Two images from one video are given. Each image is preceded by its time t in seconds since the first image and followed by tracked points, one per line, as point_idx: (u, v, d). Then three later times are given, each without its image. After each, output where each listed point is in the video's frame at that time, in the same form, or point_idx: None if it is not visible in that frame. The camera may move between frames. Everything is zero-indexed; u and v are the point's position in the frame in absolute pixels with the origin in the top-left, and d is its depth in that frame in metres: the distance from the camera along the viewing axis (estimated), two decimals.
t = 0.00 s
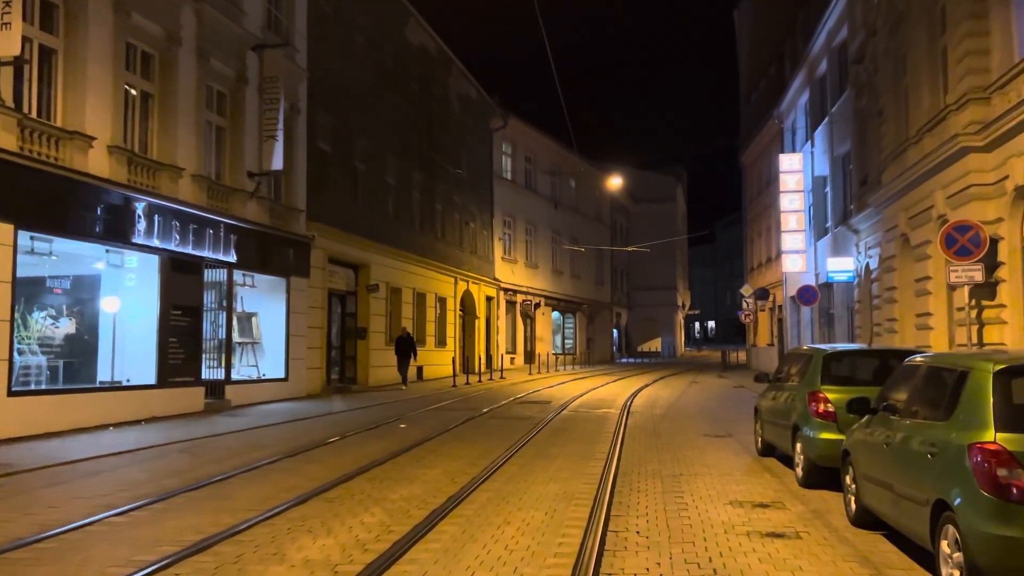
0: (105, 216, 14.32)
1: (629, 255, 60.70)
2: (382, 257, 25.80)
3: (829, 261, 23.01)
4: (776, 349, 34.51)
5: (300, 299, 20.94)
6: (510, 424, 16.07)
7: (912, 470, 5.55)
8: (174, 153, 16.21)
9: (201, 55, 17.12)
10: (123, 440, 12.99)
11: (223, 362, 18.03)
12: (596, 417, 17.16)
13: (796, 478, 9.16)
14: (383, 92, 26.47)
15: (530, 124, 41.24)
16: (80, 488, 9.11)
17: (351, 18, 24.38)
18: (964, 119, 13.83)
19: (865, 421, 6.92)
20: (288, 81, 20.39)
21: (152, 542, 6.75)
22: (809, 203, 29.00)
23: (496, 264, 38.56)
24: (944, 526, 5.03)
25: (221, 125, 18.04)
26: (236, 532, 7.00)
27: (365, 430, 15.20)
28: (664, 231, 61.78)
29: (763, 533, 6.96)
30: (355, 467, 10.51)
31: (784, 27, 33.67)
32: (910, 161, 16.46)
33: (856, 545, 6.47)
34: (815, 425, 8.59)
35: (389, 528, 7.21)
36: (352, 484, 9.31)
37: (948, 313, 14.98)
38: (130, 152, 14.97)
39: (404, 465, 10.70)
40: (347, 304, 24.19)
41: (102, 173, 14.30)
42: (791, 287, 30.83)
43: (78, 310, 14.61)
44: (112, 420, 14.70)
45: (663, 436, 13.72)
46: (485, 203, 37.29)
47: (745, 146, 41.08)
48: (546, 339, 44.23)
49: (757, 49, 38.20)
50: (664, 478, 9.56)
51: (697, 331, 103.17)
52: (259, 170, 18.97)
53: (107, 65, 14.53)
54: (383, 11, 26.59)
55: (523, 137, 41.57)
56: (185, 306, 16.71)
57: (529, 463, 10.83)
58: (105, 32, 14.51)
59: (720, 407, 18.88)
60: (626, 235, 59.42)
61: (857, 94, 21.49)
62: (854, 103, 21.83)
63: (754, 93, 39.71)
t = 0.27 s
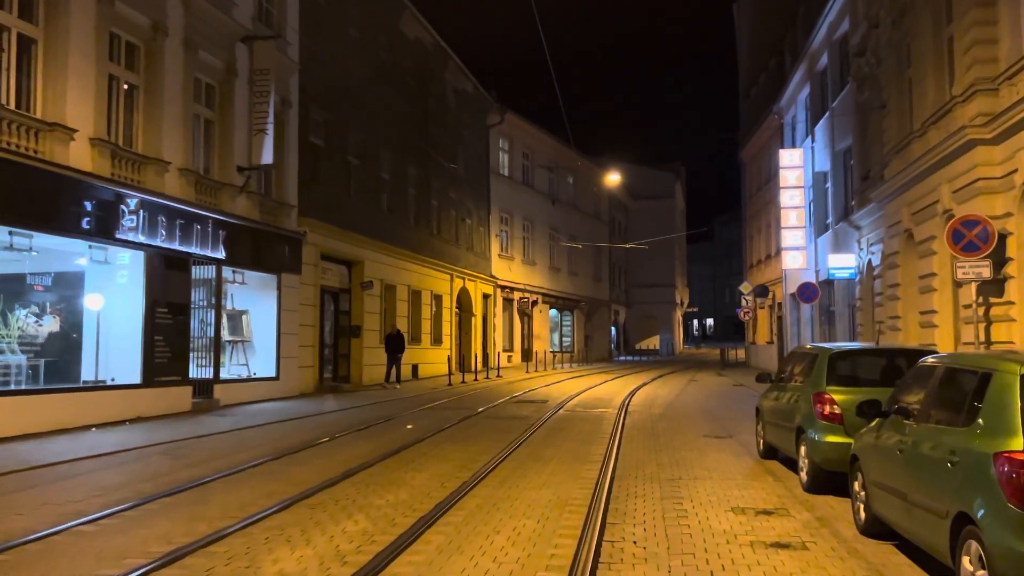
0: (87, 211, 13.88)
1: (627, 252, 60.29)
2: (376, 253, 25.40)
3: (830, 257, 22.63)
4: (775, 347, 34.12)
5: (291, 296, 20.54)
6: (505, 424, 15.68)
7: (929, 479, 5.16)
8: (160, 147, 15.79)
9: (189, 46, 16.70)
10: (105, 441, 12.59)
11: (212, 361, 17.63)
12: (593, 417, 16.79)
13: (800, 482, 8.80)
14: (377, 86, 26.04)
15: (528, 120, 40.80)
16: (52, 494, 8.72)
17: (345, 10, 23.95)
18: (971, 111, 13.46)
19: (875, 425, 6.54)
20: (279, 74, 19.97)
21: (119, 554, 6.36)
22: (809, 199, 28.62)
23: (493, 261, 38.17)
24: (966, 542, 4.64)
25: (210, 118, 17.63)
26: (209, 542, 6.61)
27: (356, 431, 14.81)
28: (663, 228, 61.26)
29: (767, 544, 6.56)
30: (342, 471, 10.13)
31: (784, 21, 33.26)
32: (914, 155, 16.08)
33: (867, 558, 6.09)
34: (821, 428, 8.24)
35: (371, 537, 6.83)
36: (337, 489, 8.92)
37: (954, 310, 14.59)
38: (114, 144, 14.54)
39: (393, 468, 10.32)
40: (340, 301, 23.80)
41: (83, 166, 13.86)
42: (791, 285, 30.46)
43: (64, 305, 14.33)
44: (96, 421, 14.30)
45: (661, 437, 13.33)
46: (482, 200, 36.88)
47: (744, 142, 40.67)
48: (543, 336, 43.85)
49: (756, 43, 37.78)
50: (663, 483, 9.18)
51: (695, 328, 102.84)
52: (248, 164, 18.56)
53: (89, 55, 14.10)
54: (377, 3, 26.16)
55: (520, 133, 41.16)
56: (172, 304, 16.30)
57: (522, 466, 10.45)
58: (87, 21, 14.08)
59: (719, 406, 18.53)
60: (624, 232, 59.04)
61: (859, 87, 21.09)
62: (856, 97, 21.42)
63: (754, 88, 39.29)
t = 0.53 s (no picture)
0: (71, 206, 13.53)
1: (625, 249, 59.94)
2: (370, 250, 25.03)
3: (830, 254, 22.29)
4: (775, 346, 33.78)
5: (283, 294, 20.19)
6: (500, 425, 15.33)
7: (946, 488, 4.81)
8: (146, 141, 15.42)
9: (176, 38, 16.32)
10: (87, 442, 12.22)
11: (201, 359, 17.27)
12: (590, 417, 16.44)
13: (803, 487, 8.46)
14: (372, 81, 25.66)
15: (525, 116, 40.42)
16: (24, 499, 8.36)
17: (338, 3, 23.56)
18: (977, 103, 13.11)
19: (884, 428, 6.19)
20: (270, 67, 19.60)
21: (84, 566, 6.01)
22: (809, 196, 28.28)
23: (489, 259, 37.81)
24: (988, 557, 4.28)
25: (198, 112, 17.26)
26: (181, 553, 6.26)
27: (347, 432, 14.47)
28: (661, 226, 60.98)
29: (770, 554, 6.21)
30: (329, 474, 9.78)
31: (784, 15, 32.88)
32: (918, 150, 15.74)
33: (876, 569, 5.75)
34: (825, 430, 7.90)
35: (352, 547, 6.48)
36: (321, 494, 8.59)
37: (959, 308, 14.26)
38: (98, 138, 14.17)
39: (381, 472, 9.96)
40: (334, 299, 23.45)
41: (65, 160, 13.49)
42: (791, 282, 30.12)
43: (49, 306, 14.11)
44: (80, 421, 13.93)
45: (659, 438, 12.99)
46: (478, 197, 36.51)
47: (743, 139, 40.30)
48: (540, 335, 43.51)
49: (756, 39, 37.40)
50: (661, 486, 8.85)
51: (693, 327, 102.52)
52: (238, 159, 18.18)
53: (72, 46, 13.73)
54: None
55: (517, 130, 40.78)
56: (158, 301, 15.93)
57: (515, 468, 10.09)
58: (70, 11, 13.70)
59: (718, 406, 18.20)
60: (622, 230, 58.66)
61: (861, 82, 20.74)
62: (857, 91, 21.07)
63: (753, 84, 38.93)
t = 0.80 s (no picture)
0: (50, 200, 13.12)
1: (623, 248, 59.61)
2: (364, 248, 24.65)
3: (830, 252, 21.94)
4: (774, 344, 33.43)
5: (273, 292, 19.81)
6: (494, 426, 14.97)
7: (968, 499, 4.44)
8: (130, 134, 15.02)
9: (162, 29, 15.93)
10: (66, 445, 11.84)
11: (188, 359, 16.90)
12: (586, 417, 16.09)
13: (806, 492, 8.10)
14: (365, 76, 25.27)
15: (521, 113, 40.03)
16: None
17: None
18: (983, 95, 12.76)
19: (896, 432, 5.81)
20: (259, 60, 19.21)
21: None
22: (809, 193, 27.92)
23: (486, 257, 37.44)
24: None
25: (185, 106, 16.88)
26: (147, 564, 5.89)
27: (336, 432, 14.09)
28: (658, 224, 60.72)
29: (773, 566, 5.83)
30: (313, 478, 9.41)
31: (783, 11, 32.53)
32: (921, 144, 15.38)
33: None
34: (830, 433, 7.54)
35: (329, 558, 6.10)
36: (302, 500, 8.21)
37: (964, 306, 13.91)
38: (80, 131, 13.78)
39: (367, 475, 9.59)
40: (326, 297, 23.06)
41: (45, 153, 13.10)
42: (790, 281, 29.78)
43: (31, 305, 13.76)
44: (62, 422, 13.52)
45: (657, 439, 12.63)
46: (475, 194, 36.14)
47: (742, 135, 39.94)
48: (537, 333, 43.15)
49: (755, 34, 37.03)
50: (658, 492, 8.49)
51: (691, 325, 102.25)
52: (226, 154, 17.80)
53: (52, 37, 13.33)
54: None
55: (514, 127, 40.40)
56: (143, 299, 15.54)
57: (507, 471, 9.74)
58: None
59: (717, 406, 17.85)
60: (620, 228, 58.32)
61: (862, 76, 20.38)
62: (858, 86, 20.72)
63: (752, 81, 38.56)
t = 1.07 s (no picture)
0: (31, 196, 12.76)
1: (621, 247, 59.28)
2: (358, 246, 24.29)
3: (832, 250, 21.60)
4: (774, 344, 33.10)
5: (265, 291, 19.46)
6: (489, 427, 14.63)
7: (991, 514, 4.11)
8: (115, 129, 14.66)
9: (148, 22, 15.58)
10: (46, 448, 11.47)
11: (176, 359, 16.56)
12: (584, 419, 15.75)
13: (811, 499, 7.77)
14: (359, 72, 24.91)
15: (519, 110, 39.67)
16: None
17: None
18: (991, 89, 12.43)
19: (910, 439, 5.45)
20: (250, 55, 18.85)
21: None
22: (809, 191, 27.59)
23: (483, 256, 37.08)
24: None
25: (172, 101, 16.54)
26: None
27: (326, 435, 13.73)
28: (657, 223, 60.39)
29: None
30: (297, 484, 9.05)
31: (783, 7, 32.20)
32: (926, 140, 15.06)
33: None
34: (836, 438, 7.21)
35: (307, 572, 5.75)
36: (284, 508, 7.86)
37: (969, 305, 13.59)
38: (62, 126, 13.42)
39: (355, 481, 9.24)
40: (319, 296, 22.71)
41: (26, 147, 12.74)
42: (790, 280, 29.45)
43: (14, 304, 13.31)
44: (44, 424, 13.16)
45: (655, 443, 12.28)
46: (471, 192, 35.77)
47: (741, 133, 39.64)
48: (535, 333, 42.80)
49: (754, 32, 36.71)
50: (656, 499, 8.15)
51: (690, 325, 101.96)
52: (216, 150, 17.45)
53: (34, 28, 12.98)
54: None
55: (511, 125, 40.05)
56: (129, 298, 15.19)
57: (500, 477, 9.39)
58: None
59: (717, 407, 17.51)
60: (618, 227, 57.99)
61: (863, 71, 20.05)
62: (860, 82, 20.39)
63: (751, 78, 38.23)
